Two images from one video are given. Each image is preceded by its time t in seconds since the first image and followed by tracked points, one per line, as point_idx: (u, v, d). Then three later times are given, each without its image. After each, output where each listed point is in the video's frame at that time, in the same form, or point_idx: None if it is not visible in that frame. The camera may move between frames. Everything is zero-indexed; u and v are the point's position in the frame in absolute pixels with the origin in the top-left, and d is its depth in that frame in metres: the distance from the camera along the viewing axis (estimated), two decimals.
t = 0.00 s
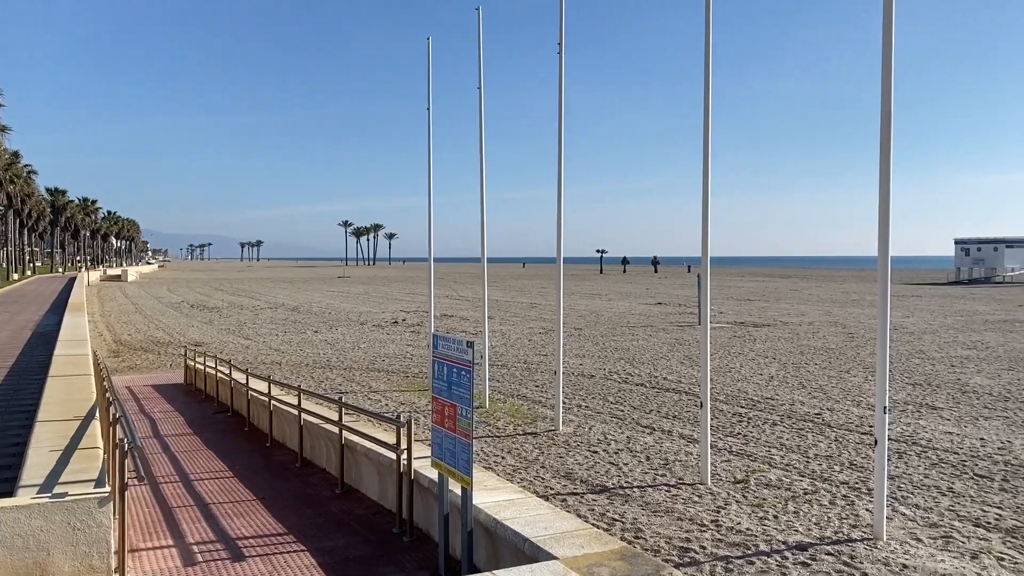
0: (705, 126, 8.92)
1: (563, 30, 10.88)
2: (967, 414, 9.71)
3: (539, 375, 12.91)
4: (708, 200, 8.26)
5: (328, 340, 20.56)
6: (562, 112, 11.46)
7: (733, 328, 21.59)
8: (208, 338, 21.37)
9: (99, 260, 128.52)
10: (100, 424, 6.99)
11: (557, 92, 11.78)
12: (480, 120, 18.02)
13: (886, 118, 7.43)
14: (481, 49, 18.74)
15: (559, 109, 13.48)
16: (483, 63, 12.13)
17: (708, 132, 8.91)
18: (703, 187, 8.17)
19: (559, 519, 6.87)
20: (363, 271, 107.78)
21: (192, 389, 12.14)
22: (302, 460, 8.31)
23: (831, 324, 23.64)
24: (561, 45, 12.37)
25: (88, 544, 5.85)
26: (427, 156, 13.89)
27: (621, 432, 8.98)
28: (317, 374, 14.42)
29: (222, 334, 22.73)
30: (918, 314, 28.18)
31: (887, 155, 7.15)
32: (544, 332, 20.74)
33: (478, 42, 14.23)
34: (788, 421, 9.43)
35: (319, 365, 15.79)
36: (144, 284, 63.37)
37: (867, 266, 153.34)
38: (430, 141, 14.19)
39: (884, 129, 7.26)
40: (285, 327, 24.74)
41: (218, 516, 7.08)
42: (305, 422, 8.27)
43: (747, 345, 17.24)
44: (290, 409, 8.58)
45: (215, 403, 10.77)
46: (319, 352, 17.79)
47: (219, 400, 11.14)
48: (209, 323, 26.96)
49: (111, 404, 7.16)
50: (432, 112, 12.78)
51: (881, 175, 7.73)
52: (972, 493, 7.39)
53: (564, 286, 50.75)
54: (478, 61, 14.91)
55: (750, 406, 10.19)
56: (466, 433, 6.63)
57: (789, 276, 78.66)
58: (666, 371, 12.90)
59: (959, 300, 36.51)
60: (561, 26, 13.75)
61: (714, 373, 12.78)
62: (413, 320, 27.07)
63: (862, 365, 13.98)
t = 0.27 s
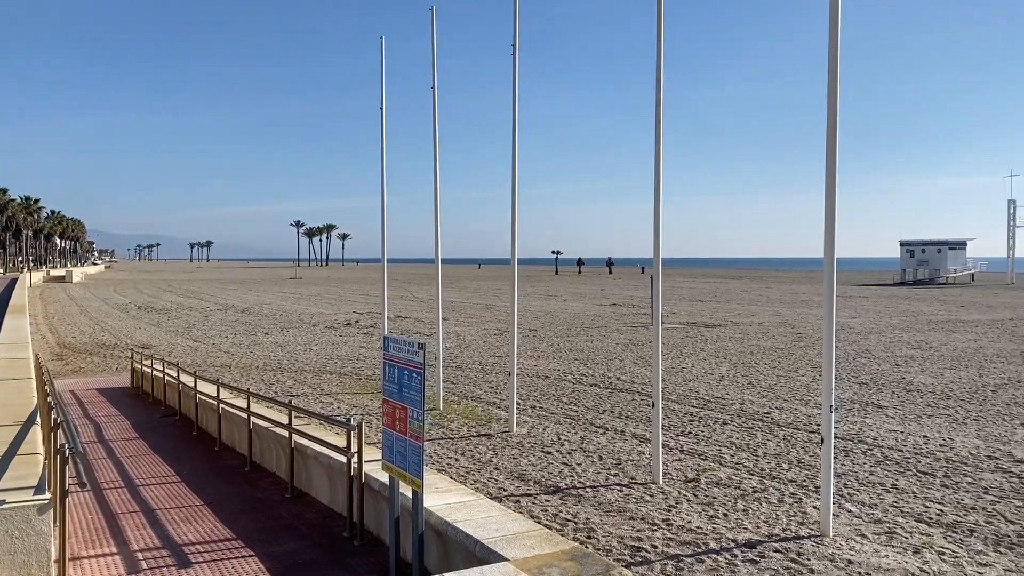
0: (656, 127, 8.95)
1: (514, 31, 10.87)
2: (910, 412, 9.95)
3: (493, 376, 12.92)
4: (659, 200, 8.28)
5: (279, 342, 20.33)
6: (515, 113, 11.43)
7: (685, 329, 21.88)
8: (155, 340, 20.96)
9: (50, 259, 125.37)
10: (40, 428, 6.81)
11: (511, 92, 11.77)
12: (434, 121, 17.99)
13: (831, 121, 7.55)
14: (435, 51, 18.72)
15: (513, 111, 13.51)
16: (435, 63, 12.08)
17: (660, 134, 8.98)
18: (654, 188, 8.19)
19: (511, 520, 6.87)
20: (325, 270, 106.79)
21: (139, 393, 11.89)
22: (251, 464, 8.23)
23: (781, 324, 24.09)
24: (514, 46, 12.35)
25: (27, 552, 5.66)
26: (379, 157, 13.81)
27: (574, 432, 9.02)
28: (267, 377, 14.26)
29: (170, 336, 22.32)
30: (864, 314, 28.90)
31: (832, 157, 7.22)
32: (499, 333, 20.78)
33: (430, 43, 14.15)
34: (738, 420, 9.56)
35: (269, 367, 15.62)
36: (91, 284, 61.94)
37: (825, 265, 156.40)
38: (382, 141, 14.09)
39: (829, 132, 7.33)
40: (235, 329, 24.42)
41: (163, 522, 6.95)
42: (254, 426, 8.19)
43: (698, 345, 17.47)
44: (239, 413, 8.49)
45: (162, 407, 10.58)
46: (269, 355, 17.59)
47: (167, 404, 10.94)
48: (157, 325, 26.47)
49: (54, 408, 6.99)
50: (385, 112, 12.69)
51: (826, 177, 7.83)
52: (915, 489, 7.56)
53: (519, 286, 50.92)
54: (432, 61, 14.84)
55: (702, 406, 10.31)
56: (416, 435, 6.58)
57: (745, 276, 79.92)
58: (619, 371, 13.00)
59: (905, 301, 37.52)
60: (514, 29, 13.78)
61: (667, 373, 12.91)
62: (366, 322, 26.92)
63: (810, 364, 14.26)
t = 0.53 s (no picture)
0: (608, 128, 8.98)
1: (467, 32, 10.84)
2: (856, 411, 10.18)
3: (447, 379, 12.91)
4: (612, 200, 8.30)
5: (229, 345, 20.04)
6: (469, 114, 11.40)
7: (639, 330, 22.14)
8: (100, 344, 20.48)
9: None
10: None
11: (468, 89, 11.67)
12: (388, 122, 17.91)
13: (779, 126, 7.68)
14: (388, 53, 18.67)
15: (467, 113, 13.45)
16: (389, 63, 12.00)
17: (613, 137, 9.05)
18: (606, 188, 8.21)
19: (463, 522, 6.86)
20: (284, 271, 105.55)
21: (83, 398, 11.62)
22: (199, 468, 8.13)
23: (732, 325, 24.52)
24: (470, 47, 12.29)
25: None
26: (332, 157, 13.71)
27: (528, 433, 9.05)
28: (217, 380, 14.07)
29: (116, 339, 21.84)
30: (812, 315, 29.55)
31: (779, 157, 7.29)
32: (454, 335, 20.77)
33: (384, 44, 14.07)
34: (689, 419, 9.69)
35: (219, 371, 15.41)
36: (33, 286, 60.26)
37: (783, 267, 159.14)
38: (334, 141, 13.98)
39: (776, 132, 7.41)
40: (183, 332, 24.00)
41: (108, 529, 6.81)
42: (203, 430, 8.09)
43: (651, 346, 17.68)
44: (187, 417, 8.38)
45: (108, 411, 10.37)
46: (219, 358, 17.35)
47: (113, 408, 10.73)
48: (102, 328, 25.88)
49: None
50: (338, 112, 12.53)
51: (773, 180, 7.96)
52: (860, 486, 7.73)
53: (475, 288, 50.91)
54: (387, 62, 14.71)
55: (654, 406, 10.43)
56: (368, 438, 6.55)
57: (702, 277, 81.12)
58: (573, 372, 13.09)
59: (852, 302, 38.45)
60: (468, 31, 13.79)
61: (620, 373, 13.04)
62: (319, 324, 26.70)
63: (760, 364, 14.52)
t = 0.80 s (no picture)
0: (562, 131, 9.03)
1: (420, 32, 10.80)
2: (803, 410, 10.38)
3: (400, 381, 12.87)
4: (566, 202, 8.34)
5: (177, 348, 19.70)
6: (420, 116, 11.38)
7: (593, 332, 22.32)
8: (42, 348, 19.95)
9: None
10: None
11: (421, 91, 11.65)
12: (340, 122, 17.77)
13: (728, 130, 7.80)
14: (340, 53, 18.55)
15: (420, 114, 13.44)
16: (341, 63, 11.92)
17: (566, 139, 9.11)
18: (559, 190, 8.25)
19: (413, 526, 6.83)
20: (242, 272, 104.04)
21: (24, 403, 11.32)
22: (145, 474, 8.01)
23: (684, 327, 24.85)
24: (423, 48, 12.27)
25: None
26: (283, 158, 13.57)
27: (481, 435, 9.07)
28: (165, 384, 13.84)
29: (58, 343, 21.30)
30: (761, 317, 30.09)
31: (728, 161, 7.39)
32: (408, 338, 20.71)
33: (337, 44, 13.98)
34: (641, 420, 9.79)
35: (167, 374, 15.16)
36: None
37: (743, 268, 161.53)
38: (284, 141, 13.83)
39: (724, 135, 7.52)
40: (129, 335, 23.50)
41: (48, 537, 6.64)
42: (150, 435, 7.98)
43: (604, 348, 17.83)
44: (133, 422, 8.24)
45: (50, 416, 10.14)
46: (167, 362, 17.06)
47: (55, 413, 10.48)
48: (45, 331, 25.21)
49: None
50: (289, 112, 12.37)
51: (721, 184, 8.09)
52: (807, 485, 7.87)
53: (430, 290, 50.76)
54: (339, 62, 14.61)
55: (607, 407, 10.52)
56: (317, 442, 6.50)
57: (656, 279, 82.00)
58: (527, 374, 13.15)
59: (799, 304, 39.26)
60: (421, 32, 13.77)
61: (573, 375, 13.13)
62: (270, 326, 26.37)
63: (710, 365, 14.74)
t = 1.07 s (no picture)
0: (513, 133, 9.05)
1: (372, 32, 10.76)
2: (751, 411, 10.56)
3: (351, 385, 12.80)
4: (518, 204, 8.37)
5: (122, 352, 19.30)
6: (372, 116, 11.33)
7: (546, 334, 22.39)
8: None
9: None
10: None
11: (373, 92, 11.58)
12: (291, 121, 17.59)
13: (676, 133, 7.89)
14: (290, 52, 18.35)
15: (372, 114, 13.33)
16: (289, 63, 11.81)
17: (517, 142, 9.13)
18: (511, 192, 8.27)
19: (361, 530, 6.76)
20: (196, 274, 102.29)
21: None
22: (87, 480, 7.86)
23: (635, 329, 25.08)
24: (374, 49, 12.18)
25: None
26: (231, 159, 13.39)
27: (433, 439, 9.06)
28: (110, 389, 13.57)
29: None
30: (711, 318, 30.51)
31: (677, 164, 7.50)
32: (360, 340, 20.56)
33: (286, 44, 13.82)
34: (592, 422, 9.86)
35: (112, 378, 14.86)
36: None
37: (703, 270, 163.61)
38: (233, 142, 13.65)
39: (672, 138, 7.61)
40: (72, 338, 22.95)
41: None
42: (91, 440, 7.83)
43: (557, 350, 17.90)
44: (74, 427, 8.07)
45: None
46: (111, 365, 16.72)
47: None
48: None
49: None
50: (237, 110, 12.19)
51: (671, 187, 8.20)
52: (754, 484, 7.99)
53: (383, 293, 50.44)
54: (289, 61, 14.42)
55: (559, 409, 10.60)
56: (263, 447, 6.40)
57: (611, 281, 82.54)
58: (480, 376, 13.15)
59: (749, 306, 39.89)
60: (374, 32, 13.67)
61: (526, 377, 13.16)
62: (219, 330, 25.96)
63: (662, 366, 14.89)
